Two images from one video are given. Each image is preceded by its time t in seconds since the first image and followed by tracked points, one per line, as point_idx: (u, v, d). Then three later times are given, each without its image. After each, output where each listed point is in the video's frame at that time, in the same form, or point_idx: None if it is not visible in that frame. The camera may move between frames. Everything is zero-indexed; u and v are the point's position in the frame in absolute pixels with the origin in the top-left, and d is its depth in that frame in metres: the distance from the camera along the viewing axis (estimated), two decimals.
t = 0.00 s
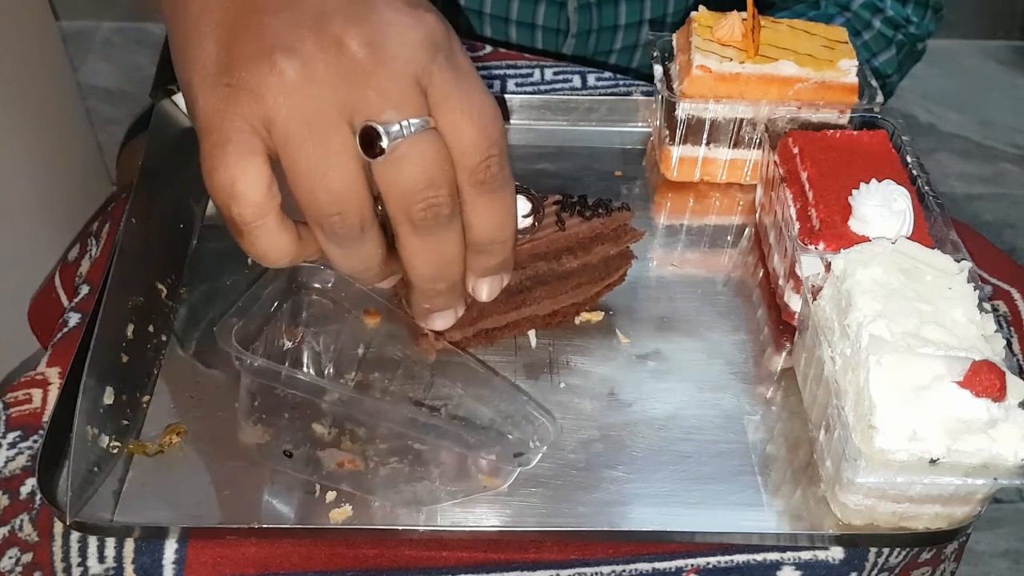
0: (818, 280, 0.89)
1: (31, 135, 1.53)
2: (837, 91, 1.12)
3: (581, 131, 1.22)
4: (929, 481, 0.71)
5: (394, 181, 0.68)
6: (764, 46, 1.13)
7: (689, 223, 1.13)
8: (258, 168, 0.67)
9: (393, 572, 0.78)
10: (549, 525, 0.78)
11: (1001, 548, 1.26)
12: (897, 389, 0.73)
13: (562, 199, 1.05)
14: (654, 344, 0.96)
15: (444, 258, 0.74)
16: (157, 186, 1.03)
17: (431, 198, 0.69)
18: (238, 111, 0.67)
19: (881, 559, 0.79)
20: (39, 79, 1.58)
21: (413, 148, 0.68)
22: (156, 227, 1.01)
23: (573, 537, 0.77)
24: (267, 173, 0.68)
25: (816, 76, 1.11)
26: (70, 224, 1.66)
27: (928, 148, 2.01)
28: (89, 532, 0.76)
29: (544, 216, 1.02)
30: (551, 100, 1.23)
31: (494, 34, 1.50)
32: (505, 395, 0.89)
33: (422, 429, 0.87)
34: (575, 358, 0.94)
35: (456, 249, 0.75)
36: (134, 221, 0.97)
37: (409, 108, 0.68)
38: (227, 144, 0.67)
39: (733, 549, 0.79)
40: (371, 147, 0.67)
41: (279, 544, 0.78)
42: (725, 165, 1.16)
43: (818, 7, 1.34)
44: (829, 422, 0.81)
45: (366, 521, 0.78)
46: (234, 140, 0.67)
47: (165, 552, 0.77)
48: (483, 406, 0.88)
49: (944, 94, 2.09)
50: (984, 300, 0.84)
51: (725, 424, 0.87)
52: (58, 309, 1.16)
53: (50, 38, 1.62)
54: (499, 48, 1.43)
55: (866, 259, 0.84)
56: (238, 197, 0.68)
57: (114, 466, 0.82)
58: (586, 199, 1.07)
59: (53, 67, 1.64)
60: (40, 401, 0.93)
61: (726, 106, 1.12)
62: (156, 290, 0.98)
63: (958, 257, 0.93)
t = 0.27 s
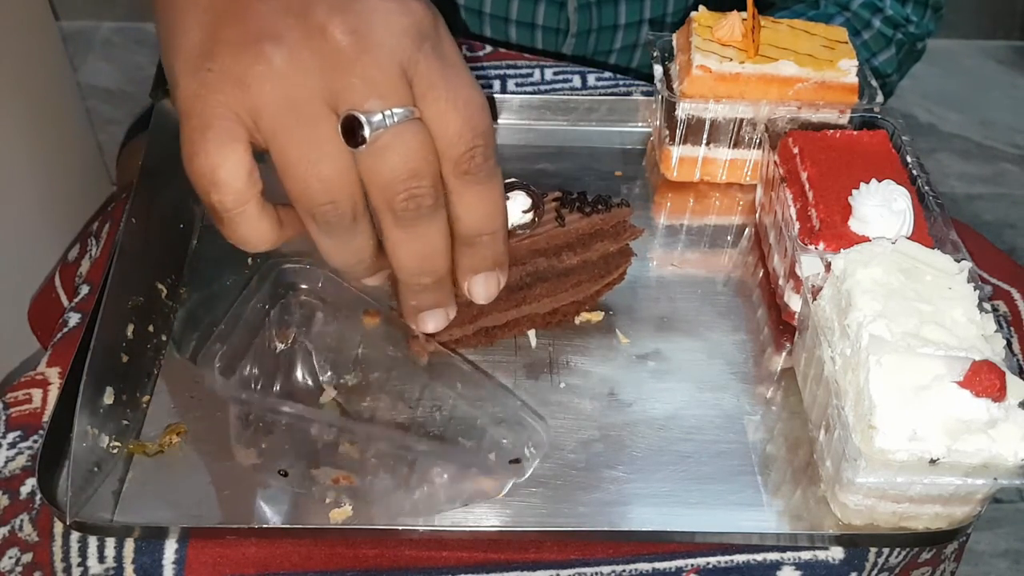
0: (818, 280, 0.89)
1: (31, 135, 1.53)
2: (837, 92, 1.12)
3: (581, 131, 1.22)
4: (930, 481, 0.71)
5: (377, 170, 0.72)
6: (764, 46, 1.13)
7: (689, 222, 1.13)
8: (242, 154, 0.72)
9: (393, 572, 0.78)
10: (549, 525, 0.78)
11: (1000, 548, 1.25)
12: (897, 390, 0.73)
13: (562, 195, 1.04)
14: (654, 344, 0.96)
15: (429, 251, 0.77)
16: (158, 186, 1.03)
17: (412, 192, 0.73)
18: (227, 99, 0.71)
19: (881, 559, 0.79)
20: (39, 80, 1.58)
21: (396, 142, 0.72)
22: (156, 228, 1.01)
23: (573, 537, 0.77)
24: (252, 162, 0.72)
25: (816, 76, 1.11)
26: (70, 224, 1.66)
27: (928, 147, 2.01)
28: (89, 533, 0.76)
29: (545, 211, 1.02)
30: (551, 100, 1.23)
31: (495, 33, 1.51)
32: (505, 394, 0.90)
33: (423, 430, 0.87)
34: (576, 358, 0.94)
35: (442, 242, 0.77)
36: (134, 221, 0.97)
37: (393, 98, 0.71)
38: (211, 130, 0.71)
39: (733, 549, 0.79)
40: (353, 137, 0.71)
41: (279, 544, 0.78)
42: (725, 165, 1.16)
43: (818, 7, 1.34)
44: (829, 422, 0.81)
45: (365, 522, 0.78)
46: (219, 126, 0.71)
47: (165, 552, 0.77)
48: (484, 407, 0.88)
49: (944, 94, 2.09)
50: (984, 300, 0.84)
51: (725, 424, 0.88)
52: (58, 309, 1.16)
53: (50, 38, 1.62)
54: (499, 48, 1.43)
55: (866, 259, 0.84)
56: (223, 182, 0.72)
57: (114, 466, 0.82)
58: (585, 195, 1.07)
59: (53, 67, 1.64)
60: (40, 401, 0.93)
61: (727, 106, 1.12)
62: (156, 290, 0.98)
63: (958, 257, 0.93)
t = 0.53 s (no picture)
0: (817, 280, 0.89)
1: (33, 135, 1.53)
2: (836, 92, 1.13)
3: (581, 131, 1.23)
4: (929, 480, 0.72)
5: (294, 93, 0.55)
6: (764, 47, 1.13)
7: (689, 223, 1.13)
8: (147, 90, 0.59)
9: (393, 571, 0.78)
10: (549, 525, 0.79)
11: (1000, 548, 1.19)
12: (896, 389, 0.73)
13: (564, 194, 1.03)
14: (654, 344, 0.96)
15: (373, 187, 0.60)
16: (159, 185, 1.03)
17: (335, 112, 0.56)
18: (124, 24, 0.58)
19: (880, 558, 0.79)
20: (41, 81, 1.58)
21: (303, 56, 0.55)
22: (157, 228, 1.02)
23: (573, 536, 0.77)
24: (159, 97, 0.59)
25: (816, 77, 1.11)
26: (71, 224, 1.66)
27: (927, 148, 1.97)
28: (90, 532, 0.76)
29: (546, 211, 1.01)
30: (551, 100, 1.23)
31: (495, 34, 1.52)
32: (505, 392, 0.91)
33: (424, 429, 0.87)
34: (576, 358, 0.95)
35: (383, 168, 0.60)
36: (134, 221, 0.98)
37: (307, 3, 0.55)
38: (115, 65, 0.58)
39: (733, 548, 0.79)
40: (258, 55, 0.55)
41: (279, 544, 0.78)
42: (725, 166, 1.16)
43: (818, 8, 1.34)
44: (829, 422, 0.81)
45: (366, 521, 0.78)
46: (120, 62, 0.58)
47: (166, 551, 0.77)
48: (484, 405, 0.88)
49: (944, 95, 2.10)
50: (983, 300, 0.84)
51: (725, 423, 0.88)
52: (58, 309, 1.16)
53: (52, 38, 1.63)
54: (499, 49, 1.44)
55: (866, 259, 0.84)
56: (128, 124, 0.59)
57: (115, 465, 0.82)
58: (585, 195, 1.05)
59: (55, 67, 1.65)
60: (40, 401, 0.93)
61: (726, 106, 1.12)
62: (157, 291, 0.98)
63: (958, 257, 0.93)
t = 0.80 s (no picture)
0: (819, 280, 0.88)
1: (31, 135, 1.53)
2: (839, 91, 1.12)
3: (581, 130, 1.22)
4: (932, 481, 0.71)
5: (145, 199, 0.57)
6: (765, 45, 1.13)
7: (690, 222, 1.12)
8: None
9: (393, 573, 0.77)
10: (549, 526, 0.78)
11: (1003, 548, 1.17)
12: (898, 389, 0.73)
13: (563, 194, 1.01)
14: (654, 344, 0.95)
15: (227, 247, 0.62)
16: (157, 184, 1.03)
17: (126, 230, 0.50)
18: None
19: (883, 559, 0.78)
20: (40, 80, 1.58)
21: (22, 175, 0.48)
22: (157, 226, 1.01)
23: (574, 538, 0.76)
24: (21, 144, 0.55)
25: (817, 76, 1.11)
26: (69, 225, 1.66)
27: (929, 147, 1.96)
28: (87, 533, 0.76)
29: (546, 210, 0.99)
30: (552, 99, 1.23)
31: (495, 34, 1.52)
32: (505, 393, 0.90)
33: (423, 429, 0.86)
34: (576, 358, 0.94)
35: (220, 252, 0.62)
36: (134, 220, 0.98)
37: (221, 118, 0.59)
38: None
39: (735, 550, 0.78)
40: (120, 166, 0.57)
41: (278, 546, 0.78)
42: (726, 165, 1.15)
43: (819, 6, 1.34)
44: (830, 423, 0.80)
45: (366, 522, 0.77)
46: None
47: (164, 553, 0.77)
48: (485, 405, 0.88)
49: (944, 94, 2.09)
50: (985, 300, 0.84)
51: (726, 424, 0.87)
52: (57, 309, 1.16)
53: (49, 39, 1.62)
54: (499, 48, 1.43)
55: (868, 259, 0.84)
56: None
57: (113, 465, 0.82)
58: (587, 195, 1.03)
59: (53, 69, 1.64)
60: (39, 401, 0.92)
61: (727, 105, 1.11)
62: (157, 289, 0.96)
63: (960, 257, 0.92)
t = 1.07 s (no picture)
0: (818, 280, 0.88)
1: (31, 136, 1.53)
2: (838, 92, 1.12)
3: (581, 131, 1.22)
4: (930, 480, 0.71)
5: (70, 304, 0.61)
6: (764, 46, 1.13)
7: (689, 222, 1.13)
8: None
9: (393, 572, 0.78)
10: (549, 525, 0.78)
11: (1001, 548, 1.17)
12: (897, 389, 0.73)
13: (563, 194, 1.02)
14: (654, 344, 0.96)
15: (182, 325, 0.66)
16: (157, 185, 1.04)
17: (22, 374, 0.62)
18: None
19: (881, 558, 0.79)
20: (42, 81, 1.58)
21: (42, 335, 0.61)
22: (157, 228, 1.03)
23: (574, 536, 0.77)
24: None
25: (816, 76, 1.11)
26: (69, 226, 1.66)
27: (928, 148, 1.96)
28: (89, 532, 0.77)
29: (545, 210, 1.00)
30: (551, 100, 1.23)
31: (495, 34, 1.52)
32: (505, 392, 0.91)
33: (423, 428, 0.87)
34: (576, 358, 0.95)
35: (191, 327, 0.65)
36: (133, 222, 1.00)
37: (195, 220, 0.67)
38: None
39: (733, 549, 0.78)
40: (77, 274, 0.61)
41: (278, 545, 0.78)
42: (725, 165, 1.16)
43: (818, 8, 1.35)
44: (829, 422, 0.81)
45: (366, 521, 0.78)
46: None
47: (165, 552, 0.77)
48: (485, 405, 0.88)
49: (943, 95, 2.10)
50: (984, 300, 0.84)
51: (726, 424, 0.88)
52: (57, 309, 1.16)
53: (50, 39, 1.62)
54: (499, 48, 1.44)
55: (867, 259, 0.84)
56: None
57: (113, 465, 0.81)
58: (587, 195, 1.04)
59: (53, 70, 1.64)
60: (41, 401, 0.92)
61: (726, 105, 1.11)
62: (156, 291, 0.98)
63: (958, 257, 0.93)
